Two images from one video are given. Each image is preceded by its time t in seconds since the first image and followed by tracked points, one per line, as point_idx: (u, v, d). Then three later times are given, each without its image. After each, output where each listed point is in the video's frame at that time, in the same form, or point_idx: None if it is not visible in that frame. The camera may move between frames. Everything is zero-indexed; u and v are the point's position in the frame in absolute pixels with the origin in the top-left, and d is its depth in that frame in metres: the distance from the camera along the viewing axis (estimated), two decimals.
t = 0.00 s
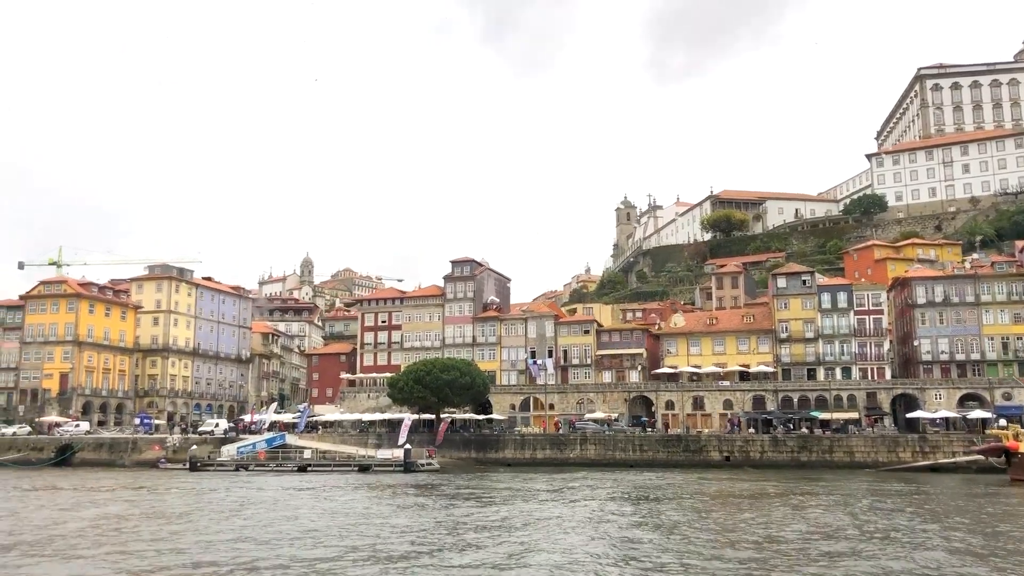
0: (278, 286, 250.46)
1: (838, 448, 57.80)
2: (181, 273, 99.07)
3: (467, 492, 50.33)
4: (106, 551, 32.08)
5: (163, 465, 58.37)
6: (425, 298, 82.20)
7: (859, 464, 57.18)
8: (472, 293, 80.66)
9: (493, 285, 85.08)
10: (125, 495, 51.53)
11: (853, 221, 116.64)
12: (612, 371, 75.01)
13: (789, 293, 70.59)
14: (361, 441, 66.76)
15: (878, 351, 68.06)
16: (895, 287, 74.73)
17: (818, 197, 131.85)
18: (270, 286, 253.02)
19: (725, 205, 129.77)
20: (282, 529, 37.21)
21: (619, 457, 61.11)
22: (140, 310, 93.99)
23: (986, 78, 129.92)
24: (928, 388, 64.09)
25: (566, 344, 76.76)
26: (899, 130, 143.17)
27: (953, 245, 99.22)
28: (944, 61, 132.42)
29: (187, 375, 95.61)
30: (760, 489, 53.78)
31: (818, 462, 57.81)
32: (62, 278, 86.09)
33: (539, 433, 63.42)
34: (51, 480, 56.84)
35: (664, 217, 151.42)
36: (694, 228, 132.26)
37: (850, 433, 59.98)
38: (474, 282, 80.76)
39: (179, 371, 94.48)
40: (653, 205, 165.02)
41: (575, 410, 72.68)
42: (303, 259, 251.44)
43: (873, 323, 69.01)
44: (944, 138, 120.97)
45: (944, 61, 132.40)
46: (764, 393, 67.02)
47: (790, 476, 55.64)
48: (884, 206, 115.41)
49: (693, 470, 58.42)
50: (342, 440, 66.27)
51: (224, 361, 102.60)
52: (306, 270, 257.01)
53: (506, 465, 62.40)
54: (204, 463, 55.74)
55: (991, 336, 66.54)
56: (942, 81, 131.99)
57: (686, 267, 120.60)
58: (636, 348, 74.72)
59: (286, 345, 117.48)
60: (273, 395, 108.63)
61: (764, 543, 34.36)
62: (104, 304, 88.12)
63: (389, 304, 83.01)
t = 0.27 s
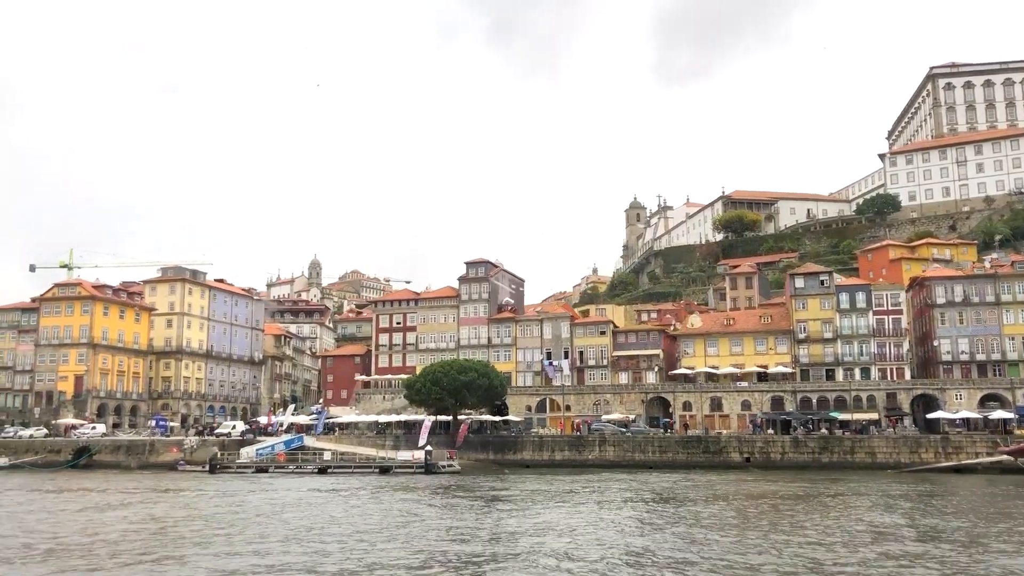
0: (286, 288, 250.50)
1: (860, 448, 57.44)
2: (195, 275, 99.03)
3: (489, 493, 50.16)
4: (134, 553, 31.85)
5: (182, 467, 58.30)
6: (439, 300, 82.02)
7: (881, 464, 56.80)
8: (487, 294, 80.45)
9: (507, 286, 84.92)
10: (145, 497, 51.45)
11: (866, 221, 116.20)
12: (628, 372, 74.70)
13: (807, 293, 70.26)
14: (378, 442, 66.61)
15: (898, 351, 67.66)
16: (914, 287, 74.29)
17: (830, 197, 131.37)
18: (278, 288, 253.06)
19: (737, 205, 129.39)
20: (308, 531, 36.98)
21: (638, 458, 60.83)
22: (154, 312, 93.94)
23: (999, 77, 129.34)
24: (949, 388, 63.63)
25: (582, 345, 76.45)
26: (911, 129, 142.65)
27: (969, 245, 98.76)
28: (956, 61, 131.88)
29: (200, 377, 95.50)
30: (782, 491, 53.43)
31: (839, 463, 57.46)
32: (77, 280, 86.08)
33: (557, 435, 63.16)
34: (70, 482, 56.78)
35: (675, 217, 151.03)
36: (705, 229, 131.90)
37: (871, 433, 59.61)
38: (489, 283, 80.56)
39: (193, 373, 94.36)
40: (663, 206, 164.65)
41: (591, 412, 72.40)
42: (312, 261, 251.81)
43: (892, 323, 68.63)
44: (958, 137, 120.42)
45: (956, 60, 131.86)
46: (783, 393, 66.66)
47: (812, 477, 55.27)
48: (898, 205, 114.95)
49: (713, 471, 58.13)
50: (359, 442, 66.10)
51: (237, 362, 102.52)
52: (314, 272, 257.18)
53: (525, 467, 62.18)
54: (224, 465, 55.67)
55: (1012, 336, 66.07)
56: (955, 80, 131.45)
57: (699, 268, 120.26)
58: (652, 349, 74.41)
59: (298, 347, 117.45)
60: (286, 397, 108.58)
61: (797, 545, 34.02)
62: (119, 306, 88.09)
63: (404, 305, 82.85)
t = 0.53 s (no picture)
0: (292, 288, 250.40)
1: (880, 448, 57.13)
2: (206, 275, 98.95)
3: (509, 494, 50.00)
4: (163, 556, 31.66)
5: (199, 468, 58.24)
6: (453, 299, 81.88)
7: (901, 464, 56.48)
8: (500, 294, 80.27)
9: (520, 286, 84.75)
10: (165, 497, 51.38)
11: (878, 220, 115.82)
12: (643, 372, 74.45)
13: (823, 293, 70.01)
14: (394, 443, 66.45)
15: (915, 350, 67.34)
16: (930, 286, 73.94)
17: (841, 196, 131.00)
18: (285, 288, 252.96)
19: (747, 205, 129.08)
20: (333, 533, 36.80)
21: (656, 458, 60.60)
22: (166, 312, 93.88)
23: (1010, 76, 128.85)
24: (967, 388, 63.30)
25: (596, 345, 76.17)
26: (922, 128, 142.19)
27: (982, 244, 98.39)
28: (967, 59, 131.40)
29: (212, 377, 95.42)
30: (802, 491, 53.20)
31: (859, 463, 57.17)
32: (89, 281, 86.02)
33: (574, 435, 62.95)
34: (88, 483, 56.75)
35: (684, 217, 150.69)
36: (715, 228, 131.59)
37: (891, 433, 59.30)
38: (502, 282, 80.40)
39: (205, 373, 94.24)
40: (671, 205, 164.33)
41: (606, 412, 72.17)
42: (318, 261, 251.95)
43: (910, 323, 68.33)
44: (969, 136, 119.94)
45: (967, 59, 131.39)
46: (800, 393, 66.36)
47: (832, 477, 54.99)
48: (910, 204, 114.55)
49: (731, 471, 57.91)
50: (375, 442, 65.95)
51: (249, 363, 102.42)
52: (321, 272, 257.27)
53: (542, 467, 61.98)
54: (242, 465, 55.59)
55: None
56: (966, 79, 130.98)
57: (709, 267, 119.96)
58: (667, 348, 74.16)
59: (308, 347, 117.40)
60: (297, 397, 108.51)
61: (827, 546, 33.78)
62: (132, 306, 88.03)
63: (417, 305, 82.73)
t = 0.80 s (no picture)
0: (298, 288, 250.73)
1: (899, 448, 56.84)
2: (217, 274, 98.80)
3: (527, 493, 49.85)
4: (188, 555, 31.63)
5: (215, 467, 58.14)
6: (465, 299, 81.71)
7: (921, 465, 56.18)
8: (513, 293, 80.09)
9: (533, 285, 84.57)
10: (182, 497, 51.30)
11: (888, 220, 115.50)
12: (657, 371, 74.19)
13: (838, 292, 69.75)
14: (408, 442, 66.26)
15: (931, 350, 67.01)
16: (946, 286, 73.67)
17: (850, 195, 130.64)
18: (290, 287, 253.23)
19: (757, 204, 128.83)
20: (357, 532, 36.64)
21: (672, 458, 60.35)
22: (177, 312, 93.80)
23: (1021, 75, 128.43)
24: (985, 388, 62.97)
25: (609, 345, 75.90)
26: (931, 127, 141.80)
27: (994, 243, 97.99)
28: (977, 58, 130.99)
29: (223, 377, 95.27)
30: (821, 491, 52.96)
31: (877, 463, 56.88)
32: (100, 280, 85.95)
33: (589, 434, 62.71)
34: (104, 482, 56.68)
35: (692, 216, 150.43)
36: (725, 227, 131.31)
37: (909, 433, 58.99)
38: (515, 282, 80.21)
39: (216, 373, 94.09)
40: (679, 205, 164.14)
41: (620, 411, 71.93)
42: (324, 261, 252.03)
43: (926, 322, 68.02)
44: (980, 135, 119.55)
45: (978, 58, 130.97)
46: (816, 393, 66.08)
47: (851, 477, 54.72)
48: (921, 204, 114.12)
49: (749, 472, 57.65)
50: (389, 441, 65.80)
51: (259, 362, 102.32)
52: (326, 272, 257.54)
53: (557, 467, 61.78)
54: (259, 464, 55.49)
55: None
56: (976, 78, 130.57)
57: (719, 266, 119.71)
58: (681, 348, 73.93)
59: (318, 346, 117.31)
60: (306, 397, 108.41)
61: (856, 547, 33.58)
62: (143, 305, 87.95)
63: (429, 305, 82.61)
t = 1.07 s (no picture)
0: (303, 288, 250.67)
1: (917, 449, 56.54)
2: (227, 275, 98.67)
3: (545, 494, 49.69)
4: (214, 556, 31.55)
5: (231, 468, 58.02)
6: (477, 299, 81.53)
7: (940, 466, 55.88)
8: (525, 294, 79.94)
9: (544, 286, 84.37)
10: (199, 497, 51.18)
11: (899, 220, 115.17)
12: (671, 372, 73.96)
13: (853, 293, 69.51)
14: (423, 443, 66.08)
15: (947, 351, 66.72)
16: (961, 286, 73.40)
17: (859, 196, 130.30)
18: (296, 288, 253.14)
19: (766, 205, 128.57)
20: (381, 533, 36.54)
21: (689, 459, 60.11)
22: (187, 312, 93.71)
23: None
24: (1002, 389, 62.65)
25: (622, 345, 75.66)
26: (940, 128, 141.41)
27: (1006, 243, 97.65)
28: (987, 58, 130.61)
29: (233, 377, 95.08)
30: (839, 492, 52.75)
31: (895, 464, 56.59)
32: (112, 280, 85.86)
33: (605, 435, 62.48)
34: (120, 483, 56.59)
35: (700, 217, 150.13)
36: (734, 228, 131.02)
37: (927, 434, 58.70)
38: (527, 282, 80.05)
39: (226, 373, 93.90)
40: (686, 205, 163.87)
41: (634, 412, 71.68)
42: (329, 262, 252.07)
43: (942, 323, 67.75)
44: (991, 135, 119.13)
45: (988, 58, 130.59)
46: (832, 394, 65.78)
47: (869, 478, 54.45)
48: (931, 204, 113.76)
49: (766, 473, 57.41)
50: (403, 442, 65.65)
51: (269, 363, 102.16)
52: (331, 272, 257.56)
53: (573, 468, 61.59)
54: (275, 465, 55.35)
55: None
56: (986, 78, 130.17)
57: (728, 267, 119.44)
58: (695, 348, 73.68)
59: (327, 347, 117.15)
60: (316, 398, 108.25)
61: (882, 547, 33.44)
62: (154, 306, 87.86)
63: (441, 305, 82.44)
